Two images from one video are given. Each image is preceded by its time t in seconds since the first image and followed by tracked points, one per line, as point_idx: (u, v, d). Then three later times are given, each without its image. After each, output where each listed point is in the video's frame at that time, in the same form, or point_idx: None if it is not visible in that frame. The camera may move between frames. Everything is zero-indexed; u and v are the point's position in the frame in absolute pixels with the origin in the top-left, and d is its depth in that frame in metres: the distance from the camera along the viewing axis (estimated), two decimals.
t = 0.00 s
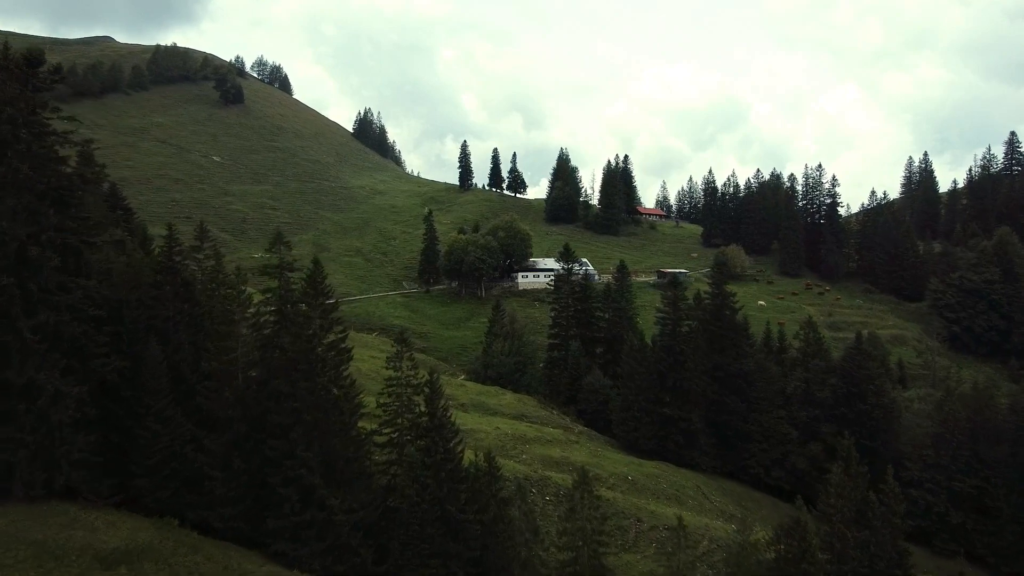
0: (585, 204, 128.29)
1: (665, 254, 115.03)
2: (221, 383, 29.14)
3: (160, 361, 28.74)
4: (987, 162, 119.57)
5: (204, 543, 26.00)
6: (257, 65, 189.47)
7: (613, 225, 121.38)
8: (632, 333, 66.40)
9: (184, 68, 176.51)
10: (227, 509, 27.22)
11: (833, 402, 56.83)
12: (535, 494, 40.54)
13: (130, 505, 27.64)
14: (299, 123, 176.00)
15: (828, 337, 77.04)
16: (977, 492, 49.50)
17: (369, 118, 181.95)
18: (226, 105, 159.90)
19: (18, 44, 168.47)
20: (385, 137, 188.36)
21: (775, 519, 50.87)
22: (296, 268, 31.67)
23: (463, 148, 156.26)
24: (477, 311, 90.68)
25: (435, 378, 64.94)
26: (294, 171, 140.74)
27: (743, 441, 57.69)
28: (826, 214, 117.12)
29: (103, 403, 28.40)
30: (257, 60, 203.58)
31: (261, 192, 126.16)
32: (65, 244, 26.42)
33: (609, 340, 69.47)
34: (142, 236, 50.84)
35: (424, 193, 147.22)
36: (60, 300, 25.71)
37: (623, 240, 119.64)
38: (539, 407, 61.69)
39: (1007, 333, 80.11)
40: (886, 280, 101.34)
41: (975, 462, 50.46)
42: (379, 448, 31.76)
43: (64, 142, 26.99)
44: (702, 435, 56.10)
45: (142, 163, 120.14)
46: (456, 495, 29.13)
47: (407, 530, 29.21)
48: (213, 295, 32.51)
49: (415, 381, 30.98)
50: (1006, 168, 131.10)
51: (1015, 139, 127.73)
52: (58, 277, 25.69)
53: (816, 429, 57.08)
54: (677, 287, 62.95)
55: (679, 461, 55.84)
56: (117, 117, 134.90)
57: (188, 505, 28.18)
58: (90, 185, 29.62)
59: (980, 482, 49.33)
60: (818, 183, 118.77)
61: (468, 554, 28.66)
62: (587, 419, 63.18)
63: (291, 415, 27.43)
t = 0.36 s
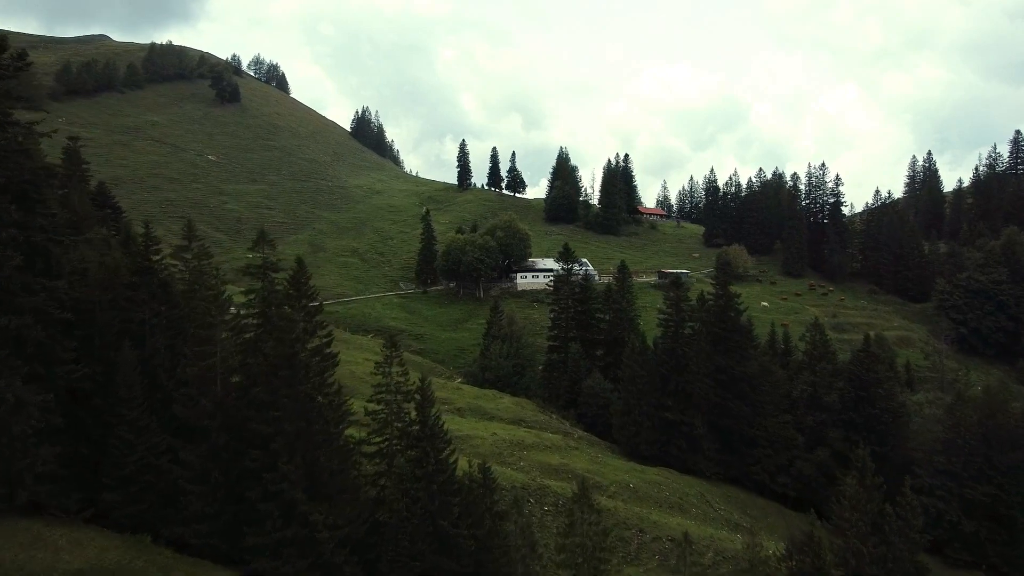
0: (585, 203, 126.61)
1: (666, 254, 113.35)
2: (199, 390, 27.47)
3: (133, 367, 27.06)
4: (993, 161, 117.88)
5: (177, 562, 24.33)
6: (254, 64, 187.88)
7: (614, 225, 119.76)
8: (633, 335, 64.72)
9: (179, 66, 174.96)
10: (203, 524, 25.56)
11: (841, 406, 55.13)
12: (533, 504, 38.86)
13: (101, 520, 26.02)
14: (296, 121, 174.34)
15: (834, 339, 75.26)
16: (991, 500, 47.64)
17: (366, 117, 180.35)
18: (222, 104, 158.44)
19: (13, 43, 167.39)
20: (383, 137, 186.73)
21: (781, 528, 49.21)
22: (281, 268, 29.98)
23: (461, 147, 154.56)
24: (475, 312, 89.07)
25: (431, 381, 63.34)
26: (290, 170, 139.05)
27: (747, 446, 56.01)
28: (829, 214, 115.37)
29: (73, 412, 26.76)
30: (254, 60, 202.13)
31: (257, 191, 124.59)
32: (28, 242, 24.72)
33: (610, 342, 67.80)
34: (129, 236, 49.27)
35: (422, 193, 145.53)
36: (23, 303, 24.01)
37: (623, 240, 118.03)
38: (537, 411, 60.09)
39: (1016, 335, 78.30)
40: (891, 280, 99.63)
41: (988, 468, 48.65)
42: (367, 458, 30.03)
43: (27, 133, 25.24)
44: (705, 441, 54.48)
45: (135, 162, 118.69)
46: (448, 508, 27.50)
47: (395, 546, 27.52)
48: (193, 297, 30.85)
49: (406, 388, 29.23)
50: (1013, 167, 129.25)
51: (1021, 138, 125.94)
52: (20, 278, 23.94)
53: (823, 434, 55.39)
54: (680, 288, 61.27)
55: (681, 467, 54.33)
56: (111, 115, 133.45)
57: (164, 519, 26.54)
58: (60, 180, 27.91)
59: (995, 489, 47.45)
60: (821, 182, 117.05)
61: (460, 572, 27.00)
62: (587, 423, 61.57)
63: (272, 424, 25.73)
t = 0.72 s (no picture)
0: (584, 203, 125.14)
1: (665, 253, 111.80)
2: (172, 397, 25.95)
3: (102, 373, 25.61)
4: (997, 161, 116.40)
5: None
6: (251, 62, 186.27)
7: (613, 224, 118.27)
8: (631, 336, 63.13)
9: (175, 65, 173.59)
10: (174, 540, 23.98)
11: (845, 410, 53.62)
12: (527, 514, 37.37)
13: (67, 535, 24.51)
14: (293, 120, 172.78)
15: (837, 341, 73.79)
16: (1002, 508, 46.10)
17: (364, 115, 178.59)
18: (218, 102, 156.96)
19: (8, 41, 166.22)
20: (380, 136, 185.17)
21: (785, 536, 47.68)
22: (260, 267, 28.50)
23: (458, 146, 153.01)
24: (471, 313, 87.57)
25: (424, 384, 61.91)
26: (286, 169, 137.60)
27: (749, 452, 54.50)
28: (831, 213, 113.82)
29: (38, 420, 25.28)
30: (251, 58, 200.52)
31: (252, 190, 123.17)
32: None
33: (609, 344, 66.23)
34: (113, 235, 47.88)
35: (419, 192, 143.97)
36: None
37: (622, 240, 116.55)
38: (534, 415, 58.60)
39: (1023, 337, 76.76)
40: (894, 280, 98.13)
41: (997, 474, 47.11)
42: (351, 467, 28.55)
43: None
44: (706, 446, 53.01)
45: (129, 161, 117.32)
46: (435, 522, 25.98)
47: (379, 562, 25.98)
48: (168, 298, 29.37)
49: (392, 393, 27.72)
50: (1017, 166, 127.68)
51: None
52: None
53: (827, 439, 53.78)
54: (680, 288, 59.69)
55: (681, 472, 52.87)
56: (104, 114, 132.06)
57: (134, 534, 24.99)
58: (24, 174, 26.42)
59: (1005, 496, 45.90)
60: (823, 181, 115.53)
61: None
62: (584, 427, 60.04)
63: (248, 434, 24.21)
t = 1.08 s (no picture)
0: (582, 202, 123.66)
1: (664, 254, 110.29)
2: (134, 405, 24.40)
3: (61, 380, 24.10)
4: (1000, 160, 114.92)
5: None
6: (246, 60, 184.72)
7: (611, 224, 116.78)
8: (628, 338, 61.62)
9: (170, 63, 172.14)
10: (134, 558, 22.32)
11: (848, 415, 52.10)
12: (517, 525, 35.94)
13: (22, 552, 23.02)
14: (288, 118, 171.28)
15: (838, 343, 72.27)
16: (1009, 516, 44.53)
17: (360, 114, 177.15)
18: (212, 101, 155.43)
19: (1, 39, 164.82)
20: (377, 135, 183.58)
21: (786, 545, 46.15)
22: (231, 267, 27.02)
23: (455, 145, 151.52)
24: (466, 314, 86.08)
25: (415, 387, 60.37)
26: (280, 168, 136.13)
27: (749, 457, 52.99)
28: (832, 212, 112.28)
29: None
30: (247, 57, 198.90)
31: (245, 190, 121.70)
32: None
33: (605, 346, 64.71)
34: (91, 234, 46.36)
35: (415, 191, 142.41)
36: None
37: (620, 240, 115.09)
38: (527, 419, 57.08)
39: None
40: (896, 280, 96.65)
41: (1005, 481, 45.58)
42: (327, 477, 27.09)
43: None
44: (705, 451, 51.53)
45: (121, 160, 115.96)
46: (414, 538, 24.53)
47: None
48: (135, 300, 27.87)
49: (370, 401, 26.15)
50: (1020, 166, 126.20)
51: None
52: None
53: (829, 444, 52.22)
54: (678, 289, 58.14)
55: (679, 478, 51.38)
56: (97, 112, 130.57)
57: (93, 550, 23.40)
58: None
59: (1013, 504, 44.33)
60: (824, 180, 113.98)
61: None
62: (580, 431, 58.45)
63: (212, 445, 22.65)
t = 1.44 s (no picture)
0: (578, 201, 122.23)
1: (662, 254, 108.84)
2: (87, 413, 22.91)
3: (9, 386, 22.65)
4: (1002, 159, 113.64)
5: None
6: (241, 59, 183.04)
7: (607, 223, 115.41)
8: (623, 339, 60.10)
9: (164, 62, 170.72)
10: None
11: (848, 419, 50.58)
12: (502, 537, 34.68)
13: None
14: (283, 117, 169.70)
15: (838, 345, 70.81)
16: (1015, 525, 43.03)
17: (356, 113, 175.76)
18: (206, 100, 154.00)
19: None
20: (373, 134, 182.17)
21: (784, 554, 44.67)
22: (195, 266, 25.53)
23: (451, 144, 150.07)
24: (459, 316, 84.66)
25: (404, 391, 58.89)
26: (274, 167, 134.75)
27: (747, 463, 51.52)
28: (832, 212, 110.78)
29: None
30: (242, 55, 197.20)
31: (238, 189, 120.27)
32: None
33: (599, 348, 63.21)
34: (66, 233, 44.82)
35: (410, 190, 140.93)
36: None
37: (617, 240, 113.71)
38: (519, 423, 55.61)
39: None
40: (896, 281, 95.29)
41: (1009, 488, 44.19)
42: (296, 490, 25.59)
43: None
44: (700, 456, 50.04)
45: (111, 159, 114.55)
46: (387, 554, 23.01)
47: None
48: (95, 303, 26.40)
49: (342, 409, 24.69)
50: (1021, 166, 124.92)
51: None
52: None
53: (829, 449, 50.70)
54: (673, 290, 56.67)
55: (674, 485, 49.93)
56: (88, 111, 129.12)
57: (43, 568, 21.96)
58: None
59: (1018, 513, 42.87)
60: (823, 179, 112.54)
61: None
62: (573, 435, 56.94)
63: (168, 457, 21.14)
